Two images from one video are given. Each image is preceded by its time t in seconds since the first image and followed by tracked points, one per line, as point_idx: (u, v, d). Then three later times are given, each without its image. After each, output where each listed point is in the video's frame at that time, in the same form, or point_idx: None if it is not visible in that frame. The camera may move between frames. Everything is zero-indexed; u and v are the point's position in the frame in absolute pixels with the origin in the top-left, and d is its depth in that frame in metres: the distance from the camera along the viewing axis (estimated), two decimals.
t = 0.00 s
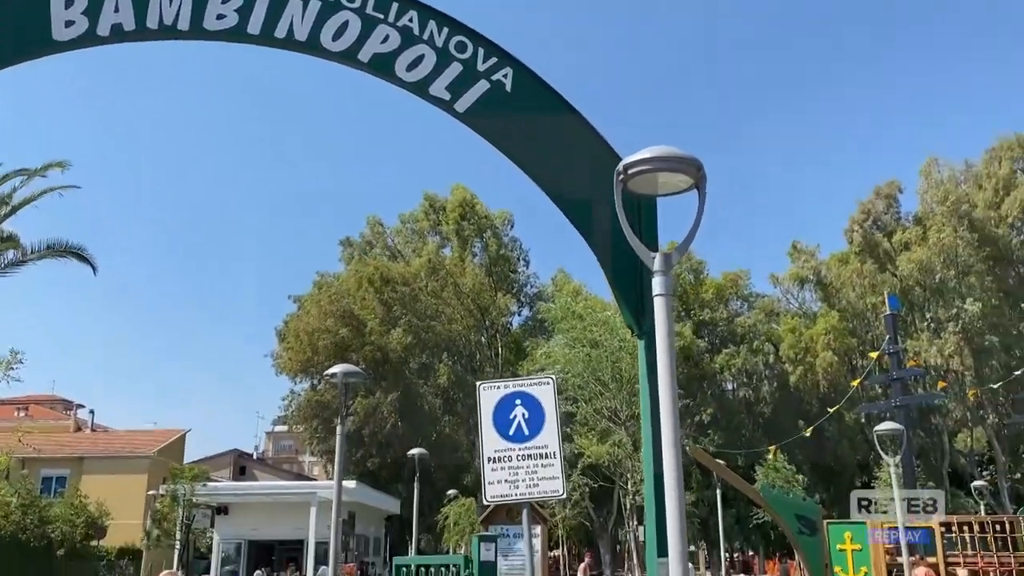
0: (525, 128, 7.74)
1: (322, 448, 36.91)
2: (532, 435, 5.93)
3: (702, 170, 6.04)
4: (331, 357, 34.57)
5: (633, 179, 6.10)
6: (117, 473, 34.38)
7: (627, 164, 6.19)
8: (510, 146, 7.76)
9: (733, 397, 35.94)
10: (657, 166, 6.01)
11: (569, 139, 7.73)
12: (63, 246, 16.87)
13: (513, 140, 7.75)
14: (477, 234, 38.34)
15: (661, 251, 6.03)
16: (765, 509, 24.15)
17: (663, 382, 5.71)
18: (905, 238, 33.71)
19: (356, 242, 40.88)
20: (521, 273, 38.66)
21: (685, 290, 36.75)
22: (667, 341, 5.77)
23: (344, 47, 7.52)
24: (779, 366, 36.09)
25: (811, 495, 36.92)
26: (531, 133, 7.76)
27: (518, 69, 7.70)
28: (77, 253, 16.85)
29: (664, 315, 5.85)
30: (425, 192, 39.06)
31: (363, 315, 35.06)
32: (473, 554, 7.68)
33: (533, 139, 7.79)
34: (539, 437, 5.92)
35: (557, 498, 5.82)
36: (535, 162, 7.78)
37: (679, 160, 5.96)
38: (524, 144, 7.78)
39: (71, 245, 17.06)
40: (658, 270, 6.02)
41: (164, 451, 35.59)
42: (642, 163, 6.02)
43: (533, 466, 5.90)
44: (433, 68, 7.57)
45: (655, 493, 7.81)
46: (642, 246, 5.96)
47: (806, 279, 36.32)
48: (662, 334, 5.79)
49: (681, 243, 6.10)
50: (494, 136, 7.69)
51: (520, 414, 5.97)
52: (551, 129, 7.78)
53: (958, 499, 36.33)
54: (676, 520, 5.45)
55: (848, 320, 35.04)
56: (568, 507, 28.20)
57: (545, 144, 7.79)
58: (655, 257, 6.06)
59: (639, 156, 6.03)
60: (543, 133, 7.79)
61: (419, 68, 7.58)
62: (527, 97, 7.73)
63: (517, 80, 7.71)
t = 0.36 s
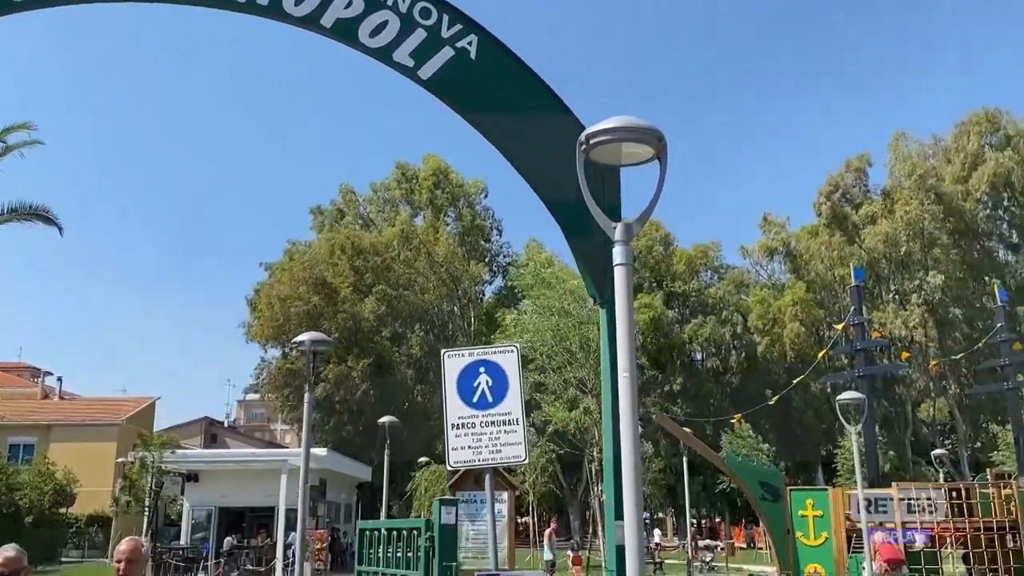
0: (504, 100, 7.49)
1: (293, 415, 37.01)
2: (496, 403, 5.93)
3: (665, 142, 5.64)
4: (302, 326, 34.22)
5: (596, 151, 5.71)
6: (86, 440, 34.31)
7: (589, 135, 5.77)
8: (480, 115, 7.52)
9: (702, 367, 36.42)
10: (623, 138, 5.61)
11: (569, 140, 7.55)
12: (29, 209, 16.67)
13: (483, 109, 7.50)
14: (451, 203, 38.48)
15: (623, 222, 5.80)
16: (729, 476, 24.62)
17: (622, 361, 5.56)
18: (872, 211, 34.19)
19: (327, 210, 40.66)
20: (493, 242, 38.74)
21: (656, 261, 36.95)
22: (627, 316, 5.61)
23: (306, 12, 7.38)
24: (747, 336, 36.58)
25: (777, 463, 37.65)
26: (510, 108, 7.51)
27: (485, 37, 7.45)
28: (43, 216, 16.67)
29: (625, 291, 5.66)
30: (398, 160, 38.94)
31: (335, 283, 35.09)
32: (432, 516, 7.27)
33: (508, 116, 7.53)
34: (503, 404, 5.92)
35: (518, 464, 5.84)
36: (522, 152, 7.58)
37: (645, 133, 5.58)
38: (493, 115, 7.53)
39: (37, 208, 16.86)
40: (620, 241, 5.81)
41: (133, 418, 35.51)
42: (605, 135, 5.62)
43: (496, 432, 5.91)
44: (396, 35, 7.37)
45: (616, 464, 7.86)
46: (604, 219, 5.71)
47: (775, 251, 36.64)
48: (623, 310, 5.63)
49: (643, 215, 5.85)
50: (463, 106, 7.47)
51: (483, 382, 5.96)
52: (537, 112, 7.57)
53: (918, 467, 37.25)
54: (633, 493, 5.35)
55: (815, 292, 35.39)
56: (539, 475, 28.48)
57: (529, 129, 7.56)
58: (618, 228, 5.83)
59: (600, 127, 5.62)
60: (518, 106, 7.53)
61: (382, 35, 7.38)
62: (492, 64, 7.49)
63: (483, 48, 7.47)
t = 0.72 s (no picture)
0: (483, 79, 6.73)
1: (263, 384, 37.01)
2: (462, 371, 5.94)
3: (629, 114, 5.46)
4: (273, 294, 34.18)
5: (560, 123, 5.50)
6: (53, 409, 34.11)
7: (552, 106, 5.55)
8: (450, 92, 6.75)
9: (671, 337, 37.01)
10: (587, 111, 5.42)
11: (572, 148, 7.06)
12: None
13: (454, 85, 6.71)
14: (424, 170, 38.35)
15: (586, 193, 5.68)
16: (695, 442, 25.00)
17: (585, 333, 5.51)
18: (838, 185, 34.58)
19: (297, 178, 40.29)
20: (464, 211, 38.65)
21: (627, 232, 37.01)
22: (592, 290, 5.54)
23: None
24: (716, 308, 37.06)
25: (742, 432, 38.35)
26: (484, 87, 6.73)
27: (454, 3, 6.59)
28: (4, 181, 16.38)
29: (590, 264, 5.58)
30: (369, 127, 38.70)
31: (305, 252, 34.70)
32: (397, 481, 6.67)
33: (483, 95, 6.73)
34: (469, 373, 5.93)
35: (483, 432, 5.86)
36: (505, 143, 6.86)
37: (610, 105, 5.38)
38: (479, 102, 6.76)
39: None
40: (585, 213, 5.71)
41: (101, 386, 35.31)
42: (569, 106, 5.41)
43: (462, 401, 5.92)
44: None
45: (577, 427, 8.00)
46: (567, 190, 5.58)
47: (745, 223, 36.72)
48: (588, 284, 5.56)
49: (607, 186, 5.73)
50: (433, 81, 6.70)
51: (449, 351, 5.96)
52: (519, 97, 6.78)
53: (879, 436, 38.11)
54: (594, 461, 5.40)
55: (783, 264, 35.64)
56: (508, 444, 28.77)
57: (508, 117, 6.78)
58: (581, 199, 5.71)
59: (564, 97, 5.41)
60: (497, 89, 6.77)
61: None
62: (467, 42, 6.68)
63: (451, 15, 6.62)
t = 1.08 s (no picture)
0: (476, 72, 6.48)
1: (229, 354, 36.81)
2: (427, 342, 6.01)
3: (595, 86, 5.41)
4: (238, 263, 33.90)
5: (525, 95, 5.47)
6: (14, 378, 33.69)
7: (519, 77, 5.52)
8: (446, 90, 6.52)
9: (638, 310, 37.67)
10: (552, 84, 5.39)
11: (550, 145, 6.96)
12: None
13: (448, 78, 6.47)
14: (392, 139, 38.03)
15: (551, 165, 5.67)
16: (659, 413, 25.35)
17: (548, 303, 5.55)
18: (803, 159, 34.94)
19: (262, 145, 39.81)
20: (432, 181, 38.47)
21: (595, 204, 37.13)
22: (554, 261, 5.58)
23: None
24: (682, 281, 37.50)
25: (705, 402, 38.96)
26: (483, 84, 6.50)
27: None
28: None
29: (552, 236, 5.61)
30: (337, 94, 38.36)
31: (271, 221, 34.39)
32: (361, 449, 6.78)
33: (482, 93, 6.51)
34: (434, 343, 6.00)
35: (447, 401, 5.95)
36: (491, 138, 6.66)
37: (574, 78, 5.33)
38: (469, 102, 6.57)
39: None
40: (548, 184, 5.72)
41: (63, 356, 34.88)
42: (534, 79, 5.38)
43: (426, 370, 5.98)
44: None
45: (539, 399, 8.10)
46: (531, 161, 5.58)
47: (711, 197, 36.90)
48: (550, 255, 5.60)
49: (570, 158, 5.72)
50: (426, 75, 6.43)
51: (415, 322, 6.03)
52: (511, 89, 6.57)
53: (839, 407, 38.95)
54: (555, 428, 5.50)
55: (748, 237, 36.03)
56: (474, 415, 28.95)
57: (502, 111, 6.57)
58: (545, 170, 5.71)
59: (531, 70, 5.37)
60: (492, 82, 6.53)
61: None
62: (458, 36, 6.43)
63: None
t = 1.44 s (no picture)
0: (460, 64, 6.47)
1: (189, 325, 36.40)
2: (387, 313, 6.06)
3: (554, 60, 5.41)
4: (198, 233, 33.45)
5: (484, 67, 5.45)
6: None
7: (479, 50, 5.49)
8: (429, 80, 6.45)
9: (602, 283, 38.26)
10: (512, 56, 5.38)
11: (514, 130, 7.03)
12: None
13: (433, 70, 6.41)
14: (356, 109, 37.61)
15: (511, 138, 5.69)
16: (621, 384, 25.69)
17: (505, 274, 5.61)
18: (764, 135, 35.30)
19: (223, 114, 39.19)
20: (395, 151, 38.32)
21: (559, 177, 37.24)
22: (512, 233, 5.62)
23: None
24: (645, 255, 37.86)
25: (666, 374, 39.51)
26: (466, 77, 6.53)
27: None
28: None
29: (511, 209, 5.64)
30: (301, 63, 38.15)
31: (230, 192, 33.79)
32: (320, 419, 6.80)
33: (468, 85, 6.62)
34: (395, 315, 6.05)
35: (407, 370, 6.01)
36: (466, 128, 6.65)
37: (533, 51, 5.32)
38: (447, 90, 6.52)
39: None
40: (508, 157, 5.74)
41: (17, 327, 34.18)
42: (494, 52, 5.36)
43: (387, 341, 6.03)
44: None
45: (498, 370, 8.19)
46: (490, 133, 5.59)
47: (674, 171, 37.08)
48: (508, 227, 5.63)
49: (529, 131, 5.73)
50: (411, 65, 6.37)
51: (376, 293, 6.06)
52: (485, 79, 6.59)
53: (796, 378, 39.75)
54: (513, 396, 5.59)
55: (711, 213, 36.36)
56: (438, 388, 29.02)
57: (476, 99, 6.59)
58: (504, 143, 5.73)
59: (490, 42, 5.35)
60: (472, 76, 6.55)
61: None
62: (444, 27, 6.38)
63: None
